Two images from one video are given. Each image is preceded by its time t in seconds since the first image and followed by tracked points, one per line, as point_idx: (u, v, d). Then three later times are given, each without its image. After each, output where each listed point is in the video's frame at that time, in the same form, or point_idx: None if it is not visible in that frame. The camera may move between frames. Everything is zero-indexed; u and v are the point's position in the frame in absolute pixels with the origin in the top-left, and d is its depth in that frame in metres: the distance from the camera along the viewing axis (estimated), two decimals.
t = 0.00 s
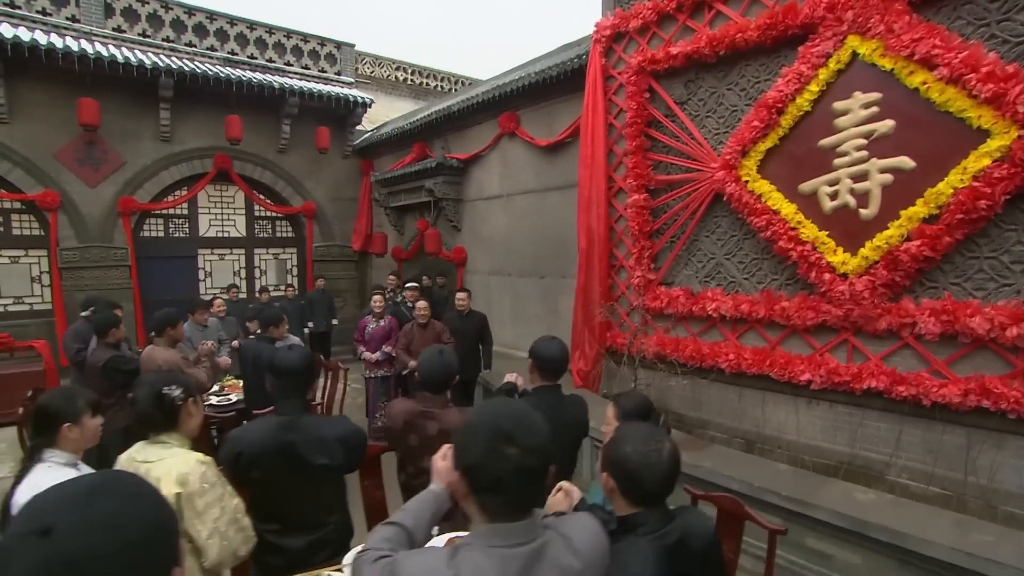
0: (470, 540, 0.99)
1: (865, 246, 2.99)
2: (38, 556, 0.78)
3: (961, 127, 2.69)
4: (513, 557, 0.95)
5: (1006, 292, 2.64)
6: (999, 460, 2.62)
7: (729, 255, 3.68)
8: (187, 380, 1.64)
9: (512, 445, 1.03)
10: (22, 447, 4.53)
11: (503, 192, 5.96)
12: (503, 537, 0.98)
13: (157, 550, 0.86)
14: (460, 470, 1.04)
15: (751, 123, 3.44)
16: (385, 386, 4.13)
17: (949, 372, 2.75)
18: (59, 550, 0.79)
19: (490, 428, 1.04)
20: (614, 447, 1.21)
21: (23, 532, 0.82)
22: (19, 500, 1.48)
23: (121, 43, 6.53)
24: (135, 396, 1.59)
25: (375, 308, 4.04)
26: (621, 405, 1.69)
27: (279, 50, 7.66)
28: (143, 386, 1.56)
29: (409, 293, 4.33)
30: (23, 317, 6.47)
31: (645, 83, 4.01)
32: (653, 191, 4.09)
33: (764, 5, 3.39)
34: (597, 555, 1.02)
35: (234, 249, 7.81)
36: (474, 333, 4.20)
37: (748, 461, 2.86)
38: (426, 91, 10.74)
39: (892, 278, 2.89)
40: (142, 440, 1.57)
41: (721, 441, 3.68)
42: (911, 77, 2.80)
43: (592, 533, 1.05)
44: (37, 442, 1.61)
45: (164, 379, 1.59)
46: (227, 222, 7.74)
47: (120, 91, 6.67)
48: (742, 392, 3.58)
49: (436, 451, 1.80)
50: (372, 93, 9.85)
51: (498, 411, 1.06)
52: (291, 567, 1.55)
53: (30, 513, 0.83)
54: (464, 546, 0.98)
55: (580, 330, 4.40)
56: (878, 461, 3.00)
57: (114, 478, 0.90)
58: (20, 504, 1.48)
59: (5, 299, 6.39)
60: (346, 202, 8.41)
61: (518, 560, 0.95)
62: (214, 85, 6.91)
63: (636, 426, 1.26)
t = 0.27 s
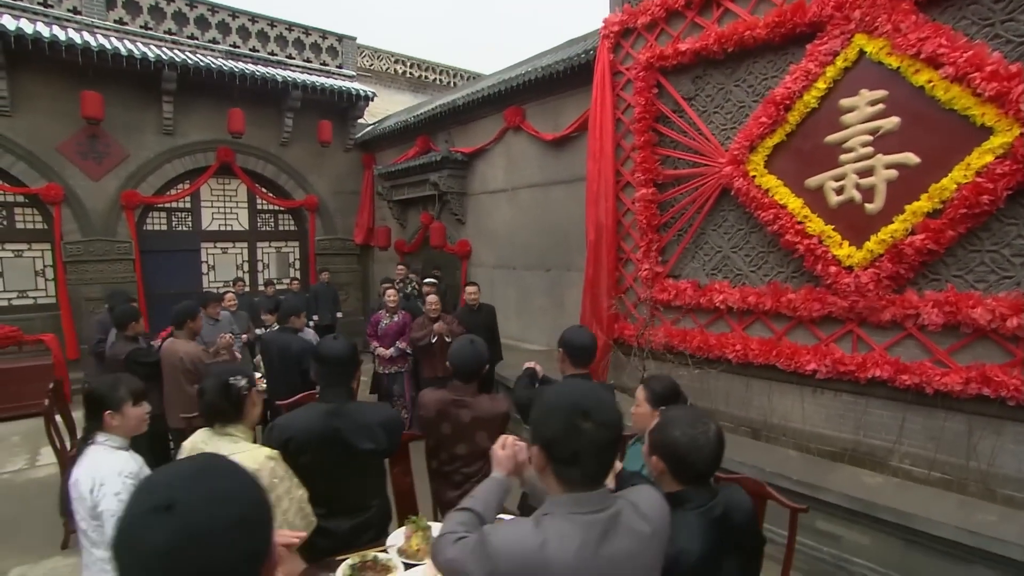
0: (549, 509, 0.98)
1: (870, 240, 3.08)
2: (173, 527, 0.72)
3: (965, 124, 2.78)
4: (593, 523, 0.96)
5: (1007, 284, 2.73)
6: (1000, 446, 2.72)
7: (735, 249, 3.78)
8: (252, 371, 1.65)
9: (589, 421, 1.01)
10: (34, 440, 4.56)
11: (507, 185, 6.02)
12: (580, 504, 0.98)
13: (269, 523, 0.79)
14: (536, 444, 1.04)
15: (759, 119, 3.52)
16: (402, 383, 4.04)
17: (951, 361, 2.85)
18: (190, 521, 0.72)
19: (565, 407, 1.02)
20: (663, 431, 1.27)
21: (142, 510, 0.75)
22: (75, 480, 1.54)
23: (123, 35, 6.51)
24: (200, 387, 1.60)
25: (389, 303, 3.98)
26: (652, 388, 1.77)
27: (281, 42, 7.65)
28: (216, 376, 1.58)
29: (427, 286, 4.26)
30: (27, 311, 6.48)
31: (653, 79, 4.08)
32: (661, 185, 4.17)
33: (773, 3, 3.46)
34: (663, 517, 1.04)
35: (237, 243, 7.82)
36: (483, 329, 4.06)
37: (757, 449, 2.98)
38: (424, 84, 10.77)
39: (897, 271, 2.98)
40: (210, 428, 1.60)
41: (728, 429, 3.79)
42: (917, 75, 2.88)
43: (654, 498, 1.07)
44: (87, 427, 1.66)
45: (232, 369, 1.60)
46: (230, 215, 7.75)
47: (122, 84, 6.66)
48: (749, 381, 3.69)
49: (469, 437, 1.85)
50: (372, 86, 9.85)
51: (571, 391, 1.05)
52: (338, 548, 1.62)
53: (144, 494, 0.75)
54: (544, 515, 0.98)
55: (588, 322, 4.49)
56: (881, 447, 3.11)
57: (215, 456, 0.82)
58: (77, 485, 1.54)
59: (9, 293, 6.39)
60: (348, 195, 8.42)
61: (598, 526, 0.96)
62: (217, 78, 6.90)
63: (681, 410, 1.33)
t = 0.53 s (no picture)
0: (599, 487, 1.03)
1: (872, 235, 3.16)
2: (273, 509, 0.77)
3: (966, 122, 2.86)
4: (643, 497, 1.01)
5: (1004, 277, 2.82)
6: (997, 434, 2.81)
7: (739, 243, 3.86)
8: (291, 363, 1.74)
9: (635, 403, 1.05)
10: (44, 435, 4.60)
11: (511, 181, 6.07)
12: (628, 480, 1.03)
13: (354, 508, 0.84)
14: (583, 426, 1.09)
15: (763, 116, 3.59)
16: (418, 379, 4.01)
17: (950, 352, 2.94)
18: (290, 507, 0.77)
19: (611, 390, 1.07)
20: (698, 419, 1.34)
21: (240, 503, 0.79)
22: (119, 466, 1.58)
23: (124, 29, 6.48)
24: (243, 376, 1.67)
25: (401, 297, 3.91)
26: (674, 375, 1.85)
27: (281, 37, 7.63)
28: (257, 367, 1.67)
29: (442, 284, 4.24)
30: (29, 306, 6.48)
31: (658, 76, 4.15)
32: (666, 181, 4.25)
33: (777, 2, 3.53)
34: (700, 492, 1.10)
35: (239, 238, 7.84)
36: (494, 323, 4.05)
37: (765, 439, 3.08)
38: (422, 78, 10.79)
39: (898, 265, 3.07)
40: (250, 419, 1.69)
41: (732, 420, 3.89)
42: (919, 74, 2.96)
43: (690, 473, 1.13)
44: (130, 416, 1.68)
45: (274, 362, 1.69)
46: (231, 210, 7.76)
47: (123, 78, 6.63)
48: (752, 373, 3.78)
49: (494, 426, 1.92)
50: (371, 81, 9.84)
51: (615, 376, 1.10)
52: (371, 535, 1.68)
53: (243, 483, 0.81)
54: (596, 493, 1.03)
55: (593, 315, 4.56)
56: (882, 436, 3.20)
57: (299, 446, 0.87)
58: (121, 470, 1.58)
59: (11, 289, 6.39)
60: (348, 189, 8.44)
61: (645, 498, 1.01)
62: (218, 72, 6.89)
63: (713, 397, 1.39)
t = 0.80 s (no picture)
0: (644, 462, 1.13)
1: (872, 228, 3.26)
2: (389, 495, 0.75)
3: (964, 120, 2.96)
4: (685, 468, 1.11)
5: (999, 270, 2.94)
6: (991, 420, 2.94)
7: (742, 236, 3.96)
8: (326, 350, 1.69)
9: (675, 385, 1.15)
10: (55, 427, 4.65)
11: (514, 174, 6.14)
12: (670, 455, 1.13)
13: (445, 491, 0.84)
14: (627, 407, 1.18)
15: (767, 112, 3.68)
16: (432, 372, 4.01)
17: (946, 342, 3.06)
18: (405, 486, 0.76)
19: (653, 373, 1.17)
20: (725, 400, 1.45)
21: (349, 487, 0.76)
22: (166, 456, 1.65)
23: (124, 20, 6.46)
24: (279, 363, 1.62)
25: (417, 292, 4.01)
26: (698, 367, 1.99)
27: (281, 28, 7.62)
28: (294, 354, 1.62)
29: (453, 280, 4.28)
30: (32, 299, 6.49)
31: (663, 72, 4.23)
32: (670, 175, 4.34)
33: None
34: (733, 464, 1.21)
35: (240, 230, 7.86)
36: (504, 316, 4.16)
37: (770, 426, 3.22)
38: (419, 70, 10.79)
39: (897, 258, 3.17)
40: (287, 407, 1.64)
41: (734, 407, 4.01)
42: (920, 73, 3.05)
43: (723, 447, 1.23)
44: (173, 408, 1.73)
45: (311, 348, 1.64)
46: (232, 203, 7.78)
47: (123, 70, 6.61)
48: (755, 362, 3.89)
49: (521, 413, 2.02)
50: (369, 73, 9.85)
51: (655, 361, 1.19)
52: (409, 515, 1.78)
53: (346, 475, 0.77)
54: (640, 467, 1.12)
55: (598, 307, 4.65)
56: (880, 423, 3.33)
57: (389, 435, 0.86)
58: (168, 460, 1.65)
59: (14, 282, 6.39)
60: (349, 182, 8.46)
61: (688, 471, 1.11)
62: (219, 64, 6.88)
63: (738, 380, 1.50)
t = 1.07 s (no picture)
0: (677, 445, 1.24)
1: (870, 222, 3.37)
2: (475, 462, 0.90)
3: (960, 118, 3.06)
4: (716, 448, 1.22)
5: (991, 262, 3.06)
6: (982, 406, 3.09)
7: (743, 229, 4.07)
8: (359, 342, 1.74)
9: (707, 374, 1.26)
10: (66, 420, 4.70)
11: (515, 166, 6.20)
12: (701, 438, 1.24)
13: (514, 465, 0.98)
14: (662, 396, 1.29)
15: (769, 109, 3.78)
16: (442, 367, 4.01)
17: (940, 332, 3.19)
18: (488, 452, 0.92)
19: (686, 363, 1.27)
20: (746, 384, 1.55)
21: (441, 449, 0.93)
22: (212, 447, 1.72)
23: (123, 12, 6.43)
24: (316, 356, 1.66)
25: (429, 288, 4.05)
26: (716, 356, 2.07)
27: (280, 20, 7.60)
28: (331, 346, 1.65)
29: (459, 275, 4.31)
30: (35, 293, 6.50)
31: (667, 67, 4.31)
32: (672, 169, 4.43)
33: None
34: (756, 443, 1.32)
35: (240, 223, 7.88)
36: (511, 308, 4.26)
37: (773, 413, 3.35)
38: (415, 61, 10.78)
39: (894, 251, 3.29)
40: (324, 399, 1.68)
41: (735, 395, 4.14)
42: (917, 72, 3.15)
43: (746, 428, 1.35)
44: (217, 401, 1.79)
45: (348, 341, 1.68)
46: (233, 195, 7.79)
47: (123, 62, 6.59)
48: (756, 352, 4.02)
49: (545, 402, 2.13)
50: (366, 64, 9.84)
51: (686, 352, 1.30)
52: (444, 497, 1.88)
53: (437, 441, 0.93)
54: (675, 450, 1.23)
55: (601, 298, 4.76)
56: (876, 410, 3.47)
57: (470, 412, 1.01)
58: (214, 451, 1.72)
59: (16, 276, 6.40)
60: (349, 174, 8.49)
61: (718, 450, 1.22)
62: (220, 56, 6.87)
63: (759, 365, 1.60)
